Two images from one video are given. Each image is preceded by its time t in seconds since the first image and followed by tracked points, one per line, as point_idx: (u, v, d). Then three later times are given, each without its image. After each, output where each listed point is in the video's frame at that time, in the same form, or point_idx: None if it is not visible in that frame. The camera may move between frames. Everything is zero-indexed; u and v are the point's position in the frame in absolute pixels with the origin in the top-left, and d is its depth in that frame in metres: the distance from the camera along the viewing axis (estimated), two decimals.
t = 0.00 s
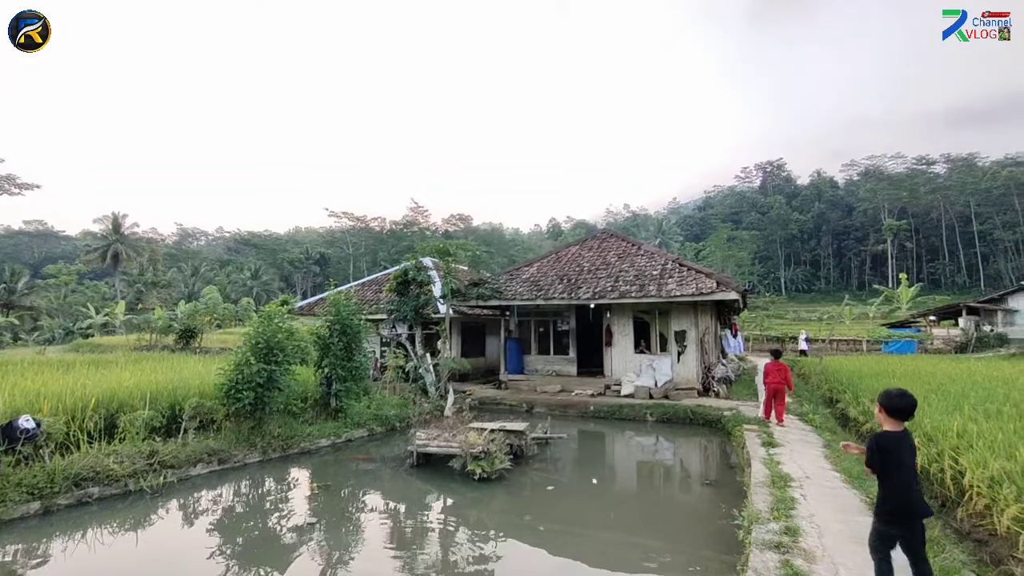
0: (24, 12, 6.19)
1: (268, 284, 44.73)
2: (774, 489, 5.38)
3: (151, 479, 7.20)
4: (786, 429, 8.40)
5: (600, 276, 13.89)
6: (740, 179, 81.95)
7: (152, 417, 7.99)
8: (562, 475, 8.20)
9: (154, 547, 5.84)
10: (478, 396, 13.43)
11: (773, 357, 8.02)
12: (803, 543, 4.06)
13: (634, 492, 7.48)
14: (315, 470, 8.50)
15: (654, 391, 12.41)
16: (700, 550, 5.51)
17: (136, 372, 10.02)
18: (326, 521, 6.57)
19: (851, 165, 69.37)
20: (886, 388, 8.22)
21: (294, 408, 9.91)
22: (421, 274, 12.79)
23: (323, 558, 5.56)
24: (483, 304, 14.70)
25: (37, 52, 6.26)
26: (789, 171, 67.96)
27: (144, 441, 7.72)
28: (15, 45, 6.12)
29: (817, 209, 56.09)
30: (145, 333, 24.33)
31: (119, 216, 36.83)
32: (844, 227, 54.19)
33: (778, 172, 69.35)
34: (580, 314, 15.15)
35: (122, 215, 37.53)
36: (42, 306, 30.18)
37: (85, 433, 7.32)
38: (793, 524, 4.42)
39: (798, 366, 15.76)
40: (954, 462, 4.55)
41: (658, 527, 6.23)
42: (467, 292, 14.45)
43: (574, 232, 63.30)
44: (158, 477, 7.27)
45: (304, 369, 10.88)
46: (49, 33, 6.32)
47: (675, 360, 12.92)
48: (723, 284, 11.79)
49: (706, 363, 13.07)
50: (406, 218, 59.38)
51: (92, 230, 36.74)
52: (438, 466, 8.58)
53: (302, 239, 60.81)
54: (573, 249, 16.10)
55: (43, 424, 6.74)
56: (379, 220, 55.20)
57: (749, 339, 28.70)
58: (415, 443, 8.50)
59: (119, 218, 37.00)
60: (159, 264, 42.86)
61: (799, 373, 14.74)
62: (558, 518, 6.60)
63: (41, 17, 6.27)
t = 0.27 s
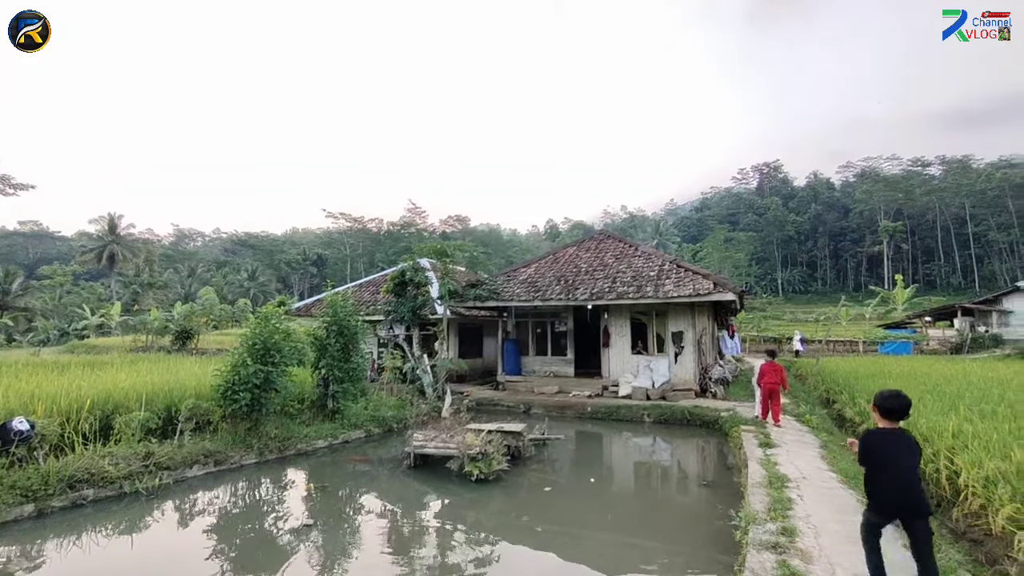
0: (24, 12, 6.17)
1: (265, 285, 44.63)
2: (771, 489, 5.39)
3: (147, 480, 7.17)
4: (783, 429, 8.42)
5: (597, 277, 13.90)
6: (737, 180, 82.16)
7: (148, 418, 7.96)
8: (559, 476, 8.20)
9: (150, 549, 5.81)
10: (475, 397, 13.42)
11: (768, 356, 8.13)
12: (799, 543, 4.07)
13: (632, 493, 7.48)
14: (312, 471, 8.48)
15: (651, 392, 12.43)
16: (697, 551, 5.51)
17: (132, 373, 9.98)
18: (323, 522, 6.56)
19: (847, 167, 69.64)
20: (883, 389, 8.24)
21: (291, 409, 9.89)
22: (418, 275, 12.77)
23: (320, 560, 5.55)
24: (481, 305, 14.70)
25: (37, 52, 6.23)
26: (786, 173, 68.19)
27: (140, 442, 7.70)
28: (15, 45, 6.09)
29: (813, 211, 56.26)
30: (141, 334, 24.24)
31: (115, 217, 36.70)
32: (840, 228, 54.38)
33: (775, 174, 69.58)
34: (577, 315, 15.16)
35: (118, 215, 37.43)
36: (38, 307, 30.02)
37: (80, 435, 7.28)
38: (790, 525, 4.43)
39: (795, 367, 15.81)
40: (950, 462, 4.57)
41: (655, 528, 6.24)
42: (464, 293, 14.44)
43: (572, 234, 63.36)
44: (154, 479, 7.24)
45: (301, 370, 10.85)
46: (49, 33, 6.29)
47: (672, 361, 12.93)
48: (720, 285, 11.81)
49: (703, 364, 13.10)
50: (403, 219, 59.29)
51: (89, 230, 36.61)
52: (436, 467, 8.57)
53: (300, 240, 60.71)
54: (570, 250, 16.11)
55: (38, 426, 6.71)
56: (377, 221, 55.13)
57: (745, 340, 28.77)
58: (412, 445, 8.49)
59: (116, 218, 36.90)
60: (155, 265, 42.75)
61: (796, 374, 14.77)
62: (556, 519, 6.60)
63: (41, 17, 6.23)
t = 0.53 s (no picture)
0: (24, 12, 6.13)
1: (261, 286, 44.50)
2: (768, 490, 5.40)
3: (143, 482, 7.15)
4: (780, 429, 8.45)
5: (595, 278, 13.91)
6: (734, 181, 82.35)
7: (144, 419, 7.93)
8: (557, 477, 8.20)
9: (147, 551, 5.79)
10: (473, 398, 13.41)
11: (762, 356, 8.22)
12: (796, 543, 4.08)
13: (630, 493, 7.49)
14: (309, 473, 8.45)
15: (649, 393, 12.44)
16: (695, 551, 5.52)
17: (129, 374, 9.95)
18: (320, 523, 6.54)
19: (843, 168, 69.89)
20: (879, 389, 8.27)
21: (288, 410, 9.87)
22: (415, 275, 12.76)
23: (317, 561, 5.53)
24: (478, 306, 14.69)
25: (37, 53, 6.18)
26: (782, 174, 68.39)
27: (137, 444, 7.67)
28: (15, 45, 6.05)
29: (810, 212, 56.41)
30: (137, 336, 24.14)
31: (111, 218, 36.57)
32: (837, 229, 54.53)
33: (772, 175, 69.79)
34: (575, 316, 15.16)
35: (115, 216, 37.30)
36: (33, 309, 29.84)
37: (76, 437, 7.25)
38: (788, 525, 4.43)
39: (791, 368, 15.84)
40: (946, 462, 4.59)
41: (653, 528, 6.24)
42: (462, 294, 14.43)
43: (569, 235, 63.38)
44: (150, 481, 7.22)
45: (298, 371, 10.83)
46: (49, 33, 6.25)
47: (670, 362, 12.95)
48: (718, 286, 11.84)
49: (701, 365, 13.12)
50: (400, 220, 59.21)
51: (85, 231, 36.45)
52: (434, 468, 8.56)
53: (297, 241, 60.60)
54: (568, 251, 16.13)
55: (34, 428, 6.68)
56: (374, 222, 55.04)
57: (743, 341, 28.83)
58: (409, 446, 8.47)
59: (112, 219, 36.76)
60: (152, 266, 42.59)
61: (793, 374, 14.80)
62: (554, 520, 6.60)
63: (41, 17, 6.19)
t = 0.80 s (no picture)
0: (24, 12, 6.12)
1: (261, 287, 44.48)
2: (768, 490, 5.40)
3: (141, 483, 7.14)
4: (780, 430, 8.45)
5: (595, 279, 13.91)
6: (733, 182, 82.43)
7: (143, 420, 7.91)
8: (557, 477, 8.19)
9: (145, 552, 5.76)
10: (473, 398, 13.40)
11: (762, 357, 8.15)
12: (797, 544, 4.07)
13: (630, 494, 7.48)
14: (309, 474, 8.43)
15: (648, 393, 12.44)
16: (695, 552, 5.50)
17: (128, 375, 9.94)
18: (319, 524, 6.53)
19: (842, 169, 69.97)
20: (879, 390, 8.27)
21: (288, 411, 9.85)
22: (415, 276, 12.73)
23: (316, 563, 5.51)
24: (478, 307, 14.69)
25: (37, 52, 6.16)
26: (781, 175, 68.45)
27: (135, 445, 7.65)
28: (15, 45, 6.03)
29: (809, 212, 56.45)
30: (137, 337, 24.11)
31: (110, 219, 36.57)
32: (836, 230, 54.57)
33: (771, 176, 69.86)
34: (575, 317, 15.16)
35: (114, 217, 37.30)
36: (32, 309, 29.79)
37: (74, 438, 7.24)
38: (788, 526, 4.43)
39: (791, 368, 15.83)
40: (946, 463, 4.59)
41: (653, 529, 6.23)
42: (462, 295, 14.42)
43: (569, 235, 63.38)
44: (148, 482, 7.21)
45: (298, 372, 10.81)
46: (48, 33, 6.24)
47: (669, 362, 12.94)
48: (717, 286, 11.83)
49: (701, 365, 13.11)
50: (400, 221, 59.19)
51: (84, 231, 36.43)
52: (433, 468, 8.55)
53: (296, 241, 60.59)
54: (567, 252, 16.13)
55: (32, 429, 6.67)
56: (373, 223, 55.03)
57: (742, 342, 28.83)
58: (409, 446, 8.46)
59: (111, 220, 36.74)
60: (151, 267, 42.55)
61: (793, 375, 14.79)
62: (553, 521, 6.59)
63: (41, 17, 6.19)
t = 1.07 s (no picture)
0: (25, 12, 6.02)
1: (266, 288, 44.62)
2: (777, 492, 5.36)
3: (149, 483, 7.17)
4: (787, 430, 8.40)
5: (599, 279, 13.88)
6: (738, 182, 82.12)
7: (150, 420, 7.94)
8: (562, 478, 8.17)
9: (152, 552, 5.78)
10: (478, 398, 13.40)
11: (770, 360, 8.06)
12: (807, 546, 4.04)
13: (636, 495, 7.45)
14: (314, 474, 8.44)
15: (654, 394, 12.39)
16: (703, 553, 5.47)
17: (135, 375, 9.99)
18: (325, 524, 6.53)
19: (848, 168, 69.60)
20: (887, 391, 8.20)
21: (293, 411, 9.87)
22: (419, 276, 12.71)
23: (322, 563, 5.51)
24: (483, 307, 14.68)
25: (37, 53, 6.11)
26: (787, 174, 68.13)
27: (142, 444, 7.69)
28: (15, 45, 5.96)
29: (814, 212, 56.16)
30: (143, 337, 24.23)
31: (117, 220, 36.81)
32: (841, 229, 54.27)
33: (776, 175, 69.55)
34: (579, 317, 15.12)
35: (121, 218, 37.54)
36: (41, 310, 30.02)
37: (82, 438, 7.27)
38: (797, 527, 4.39)
39: (798, 368, 15.74)
40: (957, 465, 4.54)
41: (660, 530, 6.21)
42: (466, 295, 14.42)
43: (573, 235, 63.29)
44: (155, 482, 7.24)
45: (303, 372, 10.83)
46: (49, 33, 6.17)
47: (675, 362, 12.89)
48: (723, 286, 11.78)
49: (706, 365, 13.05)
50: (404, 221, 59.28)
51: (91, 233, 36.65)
52: (439, 469, 8.54)
53: (301, 242, 60.78)
54: (572, 252, 16.10)
55: (41, 428, 6.71)
56: (378, 223, 55.11)
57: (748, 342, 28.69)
58: (414, 447, 8.46)
59: (118, 221, 36.97)
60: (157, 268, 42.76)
61: (799, 375, 14.70)
62: (560, 522, 6.57)
63: (41, 17, 6.07)
